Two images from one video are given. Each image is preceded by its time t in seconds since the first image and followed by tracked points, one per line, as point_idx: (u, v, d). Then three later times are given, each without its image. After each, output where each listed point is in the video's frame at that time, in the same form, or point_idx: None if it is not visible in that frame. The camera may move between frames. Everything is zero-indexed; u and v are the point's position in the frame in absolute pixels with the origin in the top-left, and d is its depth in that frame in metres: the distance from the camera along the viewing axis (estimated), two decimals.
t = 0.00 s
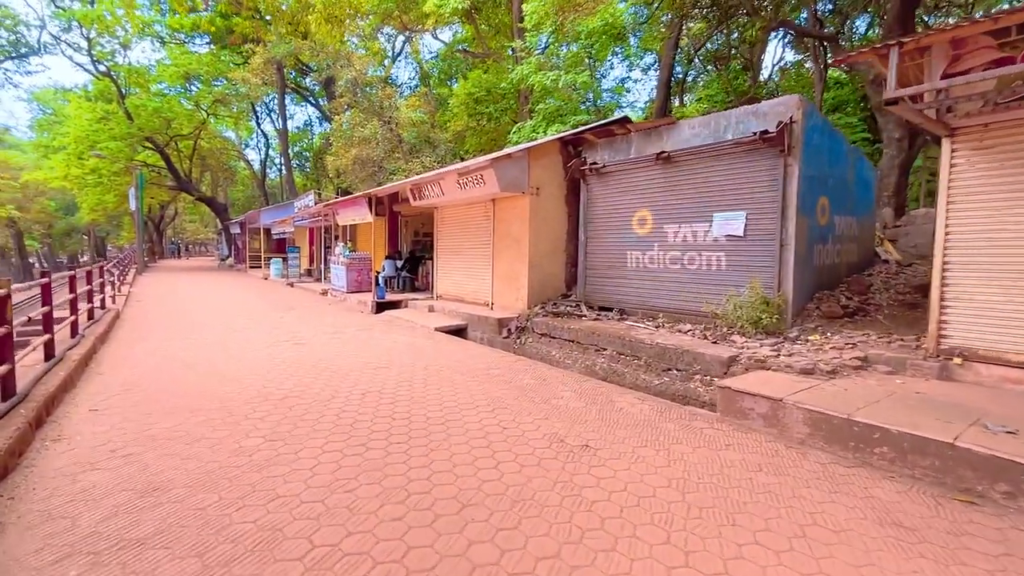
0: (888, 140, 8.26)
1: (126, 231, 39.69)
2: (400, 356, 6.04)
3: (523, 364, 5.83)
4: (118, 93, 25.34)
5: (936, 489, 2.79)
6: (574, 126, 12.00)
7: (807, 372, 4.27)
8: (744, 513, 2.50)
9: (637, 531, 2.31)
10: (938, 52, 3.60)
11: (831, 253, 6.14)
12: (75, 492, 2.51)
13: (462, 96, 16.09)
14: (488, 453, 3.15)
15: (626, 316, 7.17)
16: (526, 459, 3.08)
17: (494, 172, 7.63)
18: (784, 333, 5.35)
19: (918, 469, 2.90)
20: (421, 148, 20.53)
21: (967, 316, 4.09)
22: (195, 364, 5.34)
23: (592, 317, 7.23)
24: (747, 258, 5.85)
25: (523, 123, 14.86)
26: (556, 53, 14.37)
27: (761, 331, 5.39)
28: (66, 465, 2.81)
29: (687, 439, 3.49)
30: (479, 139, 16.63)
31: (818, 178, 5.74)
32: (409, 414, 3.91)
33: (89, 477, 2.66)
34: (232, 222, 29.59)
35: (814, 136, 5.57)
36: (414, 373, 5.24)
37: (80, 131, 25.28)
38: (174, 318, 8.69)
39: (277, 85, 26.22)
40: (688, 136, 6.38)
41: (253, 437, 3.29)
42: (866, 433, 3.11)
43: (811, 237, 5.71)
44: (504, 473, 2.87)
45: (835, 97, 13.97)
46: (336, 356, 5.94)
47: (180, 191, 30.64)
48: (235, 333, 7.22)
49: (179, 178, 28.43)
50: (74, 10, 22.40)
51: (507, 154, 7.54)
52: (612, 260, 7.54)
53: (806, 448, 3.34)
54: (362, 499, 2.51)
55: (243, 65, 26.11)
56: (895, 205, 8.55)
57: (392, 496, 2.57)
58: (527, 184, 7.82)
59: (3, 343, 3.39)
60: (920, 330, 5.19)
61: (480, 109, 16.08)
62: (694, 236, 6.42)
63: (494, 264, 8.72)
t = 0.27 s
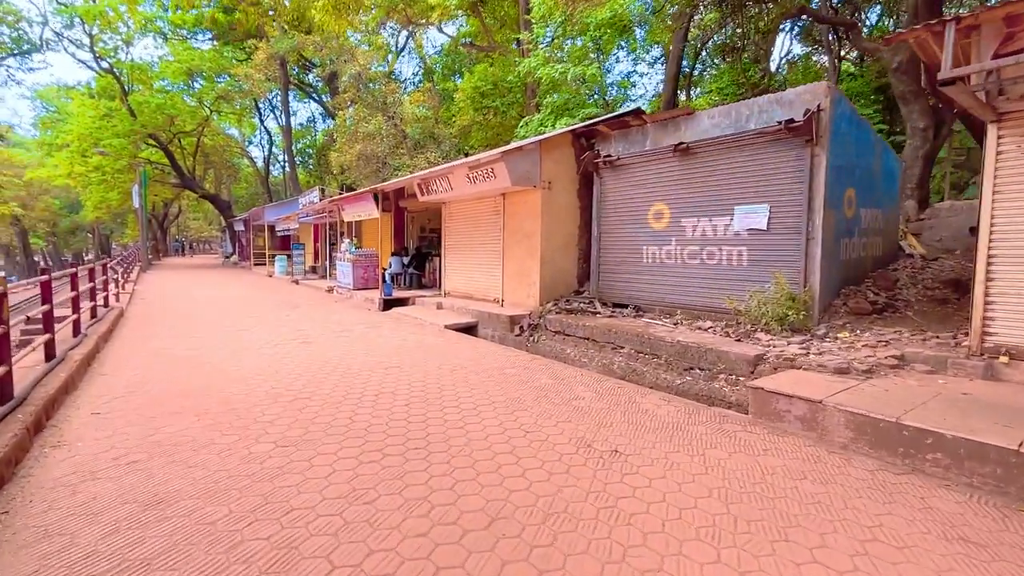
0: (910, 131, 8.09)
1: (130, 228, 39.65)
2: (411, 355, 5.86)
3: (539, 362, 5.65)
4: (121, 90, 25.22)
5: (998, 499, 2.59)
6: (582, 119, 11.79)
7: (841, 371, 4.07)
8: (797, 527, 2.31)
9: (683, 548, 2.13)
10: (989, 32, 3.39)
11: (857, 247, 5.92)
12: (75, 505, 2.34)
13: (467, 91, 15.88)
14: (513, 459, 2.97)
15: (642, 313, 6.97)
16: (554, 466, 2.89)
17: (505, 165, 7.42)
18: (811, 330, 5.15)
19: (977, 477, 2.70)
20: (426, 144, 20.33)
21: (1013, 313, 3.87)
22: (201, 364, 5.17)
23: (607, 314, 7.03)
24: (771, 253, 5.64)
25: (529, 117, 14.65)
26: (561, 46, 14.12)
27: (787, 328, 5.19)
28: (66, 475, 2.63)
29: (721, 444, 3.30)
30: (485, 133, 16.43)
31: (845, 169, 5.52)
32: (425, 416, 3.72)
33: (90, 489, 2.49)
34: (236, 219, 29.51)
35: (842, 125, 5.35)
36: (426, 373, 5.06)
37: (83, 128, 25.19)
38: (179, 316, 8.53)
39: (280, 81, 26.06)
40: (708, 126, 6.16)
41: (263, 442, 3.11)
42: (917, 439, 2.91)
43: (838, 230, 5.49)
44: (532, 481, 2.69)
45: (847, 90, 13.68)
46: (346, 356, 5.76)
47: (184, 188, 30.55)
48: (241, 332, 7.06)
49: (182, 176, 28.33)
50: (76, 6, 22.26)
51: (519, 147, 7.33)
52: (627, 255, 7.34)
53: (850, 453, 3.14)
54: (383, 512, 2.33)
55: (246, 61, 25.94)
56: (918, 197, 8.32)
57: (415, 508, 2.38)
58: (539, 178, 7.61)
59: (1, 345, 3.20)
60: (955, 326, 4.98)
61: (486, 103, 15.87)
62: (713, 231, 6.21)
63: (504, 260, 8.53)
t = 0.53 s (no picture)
0: (933, 124, 7.87)
1: (130, 226, 39.45)
2: (421, 356, 5.67)
3: (554, 364, 5.46)
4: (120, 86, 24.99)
5: None
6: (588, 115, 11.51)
7: (879, 375, 3.87)
8: (859, 550, 2.12)
9: None
10: None
11: (882, 244, 5.72)
12: (73, 527, 2.15)
13: (472, 86, 15.64)
14: (541, 471, 2.78)
15: (658, 312, 6.77)
16: (586, 479, 2.70)
17: (516, 160, 7.21)
18: (838, 330, 4.96)
19: None
20: (428, 140, 20.09)
21: None
22: (204, 367, 4.98)
23: (622, 313, 6.83)
24: (795, 250, 5.43)
25: (535, 113, 14.42)
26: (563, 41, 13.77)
27: (813, 328, 5.00)
28: (62, 493, 2.44)
29: (760, 454, 3.10)
30: (489, 130, 16.20)
31: (873, 162, 5.31)
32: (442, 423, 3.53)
33: (89, 508, 2.30)
34: (236, 217, 29.30)
35: (870, 117, 5.14)
36: (439, 375, 4.86)
37: (83, 125, 24.96)
38: (181, 315, 8.34)
39: (281, 77, 25.80)
40: (728, 120, 5.94)
41: (274, 453, 2.92)
42: (975, 449, 2.72)
43: (865, 226, 5.29)
44: (565, 497, 2.50)
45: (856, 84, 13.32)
46: (354, 357, 5.56)
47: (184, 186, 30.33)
48: (245, 332, 6.86)
49: (183, 173, 28.10)
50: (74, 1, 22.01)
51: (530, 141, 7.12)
52: (641, 252, 7.14)
53: (898, 464, 2.95)
54: (408, 534, 2.14)
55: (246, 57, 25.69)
56: (940, 193, 8.11)
57: (442, 529, 2.19)
58: (550, 173, 7.40)
59: None
60: (989, 327, 4.79)
61: (491, 98, 15.64)
62: (732, 227, 6.01)
63: (514, 257, 8.32)
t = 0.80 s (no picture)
0: (960, 123, 7.63)
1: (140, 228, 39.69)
2: (433, 362, 5.52)
3: (570, 371, 5.28)
4: (130, 89, 25.12)
5: None
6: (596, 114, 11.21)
7: (919, 386, 3.67)
8: None
9: None
10: None
11: (912, 247, 5.50)
12: (71, 555, 2.00)
13: (481, 86, 15.49)
14: (568, 491, 2.60)
15: (675, 317, 6.59)
16: (616, 500, 2.52)
17: (529, 161, 7.05)
18: (869, 337, 4.75)
19: None
20: (436, 142, 19.97)
21: None
22: (212, 373, 4.84)
23: (638, 318, 6.65)
24: (822, 253, 5.23)
25: (544, 113, 14.26)
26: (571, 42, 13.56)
27: (842, 335, 4.79)
28: (60, 515, 2.29)
29: (799, 472, 2.91)
30: (498, 131, 16.06)
31: (903, 162, 5.11)
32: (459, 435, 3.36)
33: (88, 533, 2.15)
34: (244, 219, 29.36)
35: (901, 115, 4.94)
36: (453, 383, 4.70)
37: (93, 128, 25.08)
38: (189, 319, 8.25)
39: (289, 80, 25.81)
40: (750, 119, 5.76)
41: (283, 469, 2.76)
42: None
43: (896, 228, 5.08)
44: (596, 521, 2.32)
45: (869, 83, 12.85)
46: (364, 364, 5.41)
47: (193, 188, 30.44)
48: (253, 336, 6.74)
49: (191, 175, 28.19)
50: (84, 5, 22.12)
51: (544, 142, 6.96)
52: (658, 255, 6.95)
53: (950, 485, 2.75)
54: (430, 565, 1.97)
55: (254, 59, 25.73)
56: (967, 193, 7.85)
57: (466, 559, 2.02)
58: (564, 175, 7.23)
59: None
60: None
61: (500, 99, 15.49)
62: (754, 230, 5.82)
63: (525, 261, 8.15)
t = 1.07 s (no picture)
0: (993, 119, 7.35)
1: (150, 230, 39.92)
2: (445, 366, 5.31)
3: (588, 376, 5.05)
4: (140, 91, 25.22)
5: None
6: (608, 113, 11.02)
7: (970, 397, 3.43)
8: None
9: None
10: None
11: (949, 248, 5.23)
12: None
13: (491, 86, 15.31)
14: (599, 511, 2.36)
15: (695, 321, 6.34)
16: (653, 523, 2.28)
17: (543, 159, 6.84)
18: (907, 343, 4.47)
19: None
20: (444, 143, 19.82)
21: None
22: (217, 375, 4.67)
23: (656, 321, 6.41)
24: (854, 254, 4.96)
25: (555, 113, 14.04)
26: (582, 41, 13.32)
27: (879, 340, 4.52)
28: (45, 533, 2.10)
29: (848, 491, 2.66)
30: (507, 132, 15.87)
31: (941, 158, 4.85)
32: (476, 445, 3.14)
33: (74, 554, 1.96)
34: (253, 220, 29.37)
35: (940, 108, 4.68)
36: (466, 388, 4.49)
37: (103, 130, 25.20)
38: (195, 320, 8.10)
39: (298, 82, 25.80)
40: (777, 114, 5.51)
41: (288, 483, 2.56)
42: None
43: (933, 228, 4.81)
44: (634, 548, 2.08)
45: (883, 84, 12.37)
46: (373, 367, 5.21)
47: (202, 190, 30.51)
48: (259, 338, 6.56)
49: (200, 177, 28.26)
50: (96, 7, 22.22)
51: (559, 139, 6.74)
52: (677, 257, 6.71)
53: (1018, 507, 2.49)
54: None
55: (263, 61, 25.76)
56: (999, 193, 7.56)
57: None
58: (579, 173, 7.01)
59: None
60: None
61: (510, 99, 15.30)
62: (780, 230, 5.56)
63: (538, 262, 7.94)
